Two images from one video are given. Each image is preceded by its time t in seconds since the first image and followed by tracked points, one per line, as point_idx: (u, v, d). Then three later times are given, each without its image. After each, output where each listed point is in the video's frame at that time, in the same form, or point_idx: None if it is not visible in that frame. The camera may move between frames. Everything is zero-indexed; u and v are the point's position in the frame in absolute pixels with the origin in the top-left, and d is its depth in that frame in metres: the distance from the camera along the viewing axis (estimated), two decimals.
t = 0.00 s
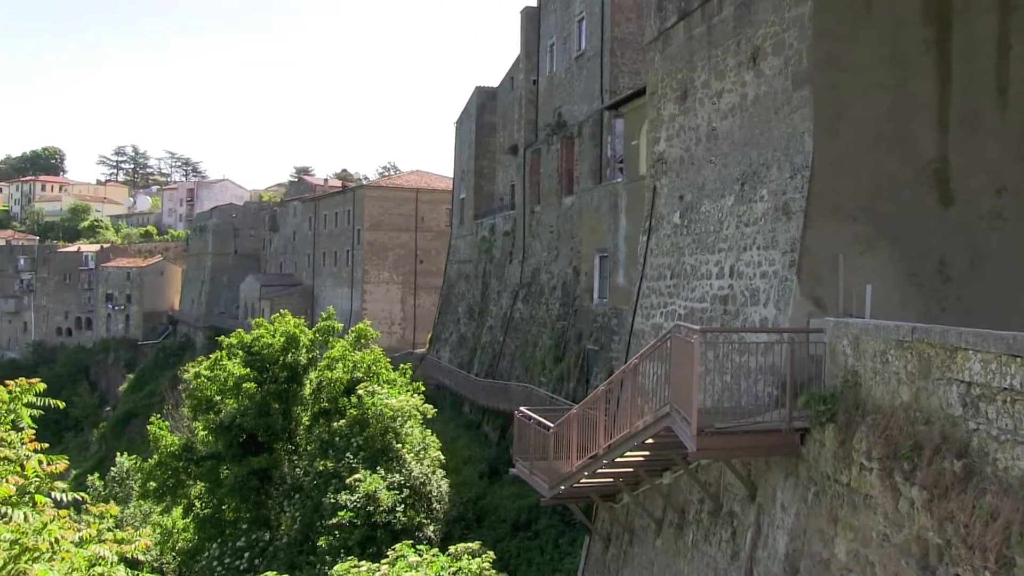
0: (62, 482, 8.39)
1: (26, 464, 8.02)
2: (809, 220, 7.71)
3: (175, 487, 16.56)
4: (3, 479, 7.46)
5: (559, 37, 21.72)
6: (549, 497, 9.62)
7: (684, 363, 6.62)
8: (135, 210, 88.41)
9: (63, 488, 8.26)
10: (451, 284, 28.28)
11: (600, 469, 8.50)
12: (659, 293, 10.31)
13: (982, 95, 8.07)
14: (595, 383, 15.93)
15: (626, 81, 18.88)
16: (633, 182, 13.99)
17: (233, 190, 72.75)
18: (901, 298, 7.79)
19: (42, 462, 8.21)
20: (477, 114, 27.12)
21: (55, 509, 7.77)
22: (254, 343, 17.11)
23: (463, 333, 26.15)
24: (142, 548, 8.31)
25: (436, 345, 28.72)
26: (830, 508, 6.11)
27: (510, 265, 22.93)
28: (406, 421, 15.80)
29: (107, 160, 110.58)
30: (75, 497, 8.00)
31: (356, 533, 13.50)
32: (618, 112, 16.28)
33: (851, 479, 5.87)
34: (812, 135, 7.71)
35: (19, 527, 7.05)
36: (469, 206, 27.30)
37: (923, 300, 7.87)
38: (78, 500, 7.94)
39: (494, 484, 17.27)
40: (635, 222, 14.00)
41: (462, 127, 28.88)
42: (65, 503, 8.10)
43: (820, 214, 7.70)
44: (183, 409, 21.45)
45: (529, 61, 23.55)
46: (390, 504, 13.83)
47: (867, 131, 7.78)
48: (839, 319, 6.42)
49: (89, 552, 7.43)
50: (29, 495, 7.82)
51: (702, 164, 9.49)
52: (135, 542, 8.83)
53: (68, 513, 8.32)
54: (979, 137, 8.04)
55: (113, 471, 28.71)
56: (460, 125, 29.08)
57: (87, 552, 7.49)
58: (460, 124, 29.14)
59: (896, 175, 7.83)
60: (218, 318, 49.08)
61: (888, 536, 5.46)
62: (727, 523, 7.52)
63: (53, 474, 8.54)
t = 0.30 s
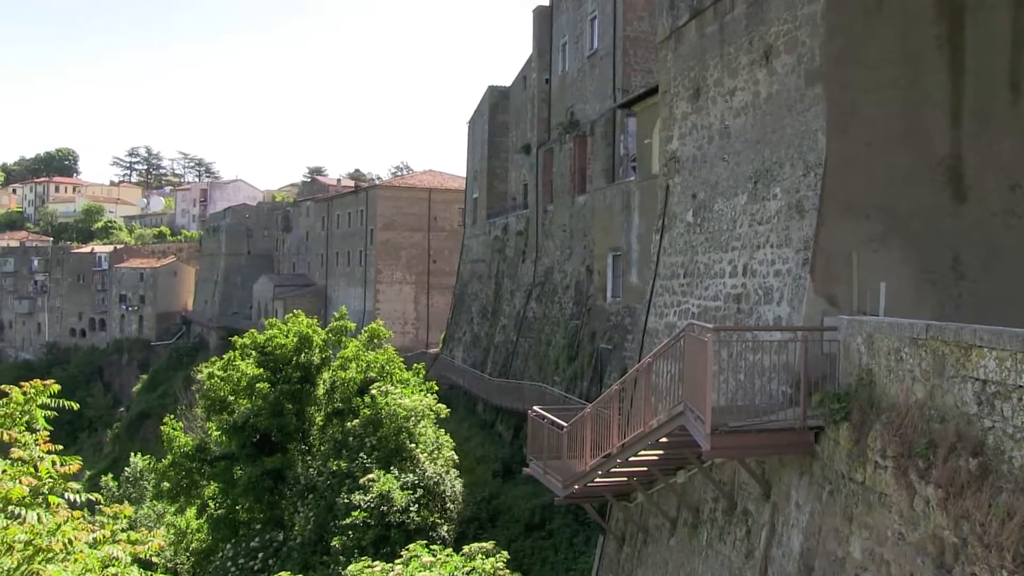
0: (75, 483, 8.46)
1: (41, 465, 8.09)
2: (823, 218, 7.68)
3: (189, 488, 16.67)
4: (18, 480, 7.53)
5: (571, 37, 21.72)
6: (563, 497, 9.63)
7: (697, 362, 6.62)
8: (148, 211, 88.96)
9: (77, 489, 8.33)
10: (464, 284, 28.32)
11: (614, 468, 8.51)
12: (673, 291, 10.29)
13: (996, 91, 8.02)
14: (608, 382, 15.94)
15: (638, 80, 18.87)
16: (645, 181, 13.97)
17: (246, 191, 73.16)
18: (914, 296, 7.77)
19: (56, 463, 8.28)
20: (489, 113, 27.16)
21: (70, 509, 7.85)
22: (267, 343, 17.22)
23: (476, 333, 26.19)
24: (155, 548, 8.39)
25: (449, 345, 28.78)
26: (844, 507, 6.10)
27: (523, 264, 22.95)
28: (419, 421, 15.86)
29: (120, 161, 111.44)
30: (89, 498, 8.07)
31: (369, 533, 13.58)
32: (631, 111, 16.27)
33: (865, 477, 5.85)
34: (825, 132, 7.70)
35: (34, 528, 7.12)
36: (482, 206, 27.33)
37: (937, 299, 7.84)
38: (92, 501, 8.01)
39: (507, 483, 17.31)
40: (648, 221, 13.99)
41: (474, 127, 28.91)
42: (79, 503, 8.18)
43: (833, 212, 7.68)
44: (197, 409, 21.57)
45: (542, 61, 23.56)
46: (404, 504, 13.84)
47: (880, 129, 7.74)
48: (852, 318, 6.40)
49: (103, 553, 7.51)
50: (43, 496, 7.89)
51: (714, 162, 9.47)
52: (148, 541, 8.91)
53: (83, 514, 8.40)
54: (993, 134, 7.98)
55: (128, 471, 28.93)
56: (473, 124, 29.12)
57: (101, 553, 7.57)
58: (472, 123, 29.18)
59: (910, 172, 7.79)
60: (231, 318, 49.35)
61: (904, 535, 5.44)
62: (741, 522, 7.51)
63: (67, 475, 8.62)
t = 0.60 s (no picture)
0: (87, 479, 8.51)
1: (54, 461, 8.14)
2: (835, 218, 7.65)
3: (201, 485, 16.78)
4: (31, 476, 7.58)
5: (583, 36, 21.68)
6: (573, 496, 9.63)
7: (708, 361, 6.60)
8: (160, 209, 89.38)
9: (89, 485, 8.38)
10: (475, 283, 28.33)
11: (624, 468, 8.50)
12: (683, 291, 10.26)
13: (1012, 90, 7.96)
14: (619, 381, 15.93)
15: (650, 79, 18.83)
16: (657, 181, 13.93)
17: (258, 189, 73.47)
18: (927, 295, 7.72)
19: (68, 459, 8.33)
20: (500, 113, 27.17)
21: (83, 506, 7.87)
22: (279, 342, 17.34)
23: (487, 332, 26.19)
24: (167, 545, 8.44)
25: (460, 344, 28.78)
26: (856, 508, 6.07)
27: (534, 264, 22.94)
28: (430, 420, 15.84)
29: (133, 160, 112.12)
30: (102, 494, 8.12)
31: (379, 531, 13.56)
32: (642, 110, 16.25)
33: (877, 478, 5.82)
34: (838, 131, 7.66)
35: (48, 524, 7.17)
36: (493, 205, 27.33)
37: (950, 298, 7.79)
38: (104, 498, 8.06)
39: (518, 483, 17.31)
40: (659, 220, 13.95)
41: (486, 126, 28.91)
42: (92, 500, 8.23)
43: (846, 212, 7.63)
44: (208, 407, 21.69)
45: (553, 60, 23.54)
46: (414, 502, 13.81)
47: (894, 128, 7.69)
48: (864, 318, 6.36)
49: (115, 549, 7.56)
50: (56, 492, 7.94)
51: (726, 161, 9.43)
52: (159, 538, 8.96)
53: (95, 511, 8.45)
54: (1008, 133, 7.93)
55: (140, 468, 29.10)
56: (484, 123, 29.12)
57: (112, 549, 7.61)
58: (483, 123, 29.17)
59: (924, 171, 7.74)
60: (243, 316, 49.58)
61: (916, 537, 5.41)
62: (752, 523, 7.48)
63: (79, 471, 8.68)
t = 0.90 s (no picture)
0: (103, 477, 8.57)
1: (71, 459, 8.20)
2: (852, 218, 7.60)
3: (216, 484, 16.86)
4: (49, 474, 7.63)
5: (598, 37, 21.66)
6: (587, 498, 9.61)
7: (723, 363, 6.59)
8: (176, 210, 89.97)
9: (105, 483, 8.43)
10: (489, 283, 28.35)
11: (639, 469, 8.47)
12: (699, 292, 10.22)
13: None
14: (633, 382, 15.90)
15: (665, 79, 18.78)
16: (671, 182, 13.89)
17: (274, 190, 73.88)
18: (945, 298, 7.65)
19: (85, 457, 8.39)
20: (516, 113, 27.20)
21: (99, 504, 7.92)
22: (294, 342, 17.41)
23: (501, 332, 26.20)
24: (181, 544, 8.49)
25: (475, 344, 28.81)
26: (872, 511, 6.02)
27: (549, 264, 22.92)
28: (444, 421, 15.87)
29: (149, 161, 112.99)
30: (117, 493, 8.17)
31: (393, 531, 13.55)
32: (657, 111, 16.21)
33: (894, 482, 5.78)
34: (855, 132, 7.61)
35: (65, 522, 7.22)
36: (508, 206, 27.33)
37: (968, 301, 7.72)
38: (120, 496, 8.10)
39: (532, 484, 17.29)
40: (674, 222, 13.90)
41: (500, 127, 28.92)
42: (108, 498, 8.28)
43: (862, 213, 7.58)
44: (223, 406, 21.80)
45: (568, 60, 23.53)
46: (428, 503, 13.81)
47: (911, 129, 7.64)
48: (881, 320, 6.32)
49: (131, 548, 7.61)
50: (72, 490, 7.99)
51: (741, 162, 9.39)
52: (174, 537, 9.01)
53: (111, 508, 8.50)
54: None
55: (155, 466, 29.29)
56: (498, 124, 29.14)
57: (128, 547, 7.66)
58: (498, 124, 29.19)
59: (942, 173, 7.69)
60: (259, 317, 49.85)
61: (933, 541, 5.37)
62: (767, 526, 7.44)
63: (96, 469, 8.73)
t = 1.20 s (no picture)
0: (117, 478, 8.62)
1: (86, 459, 8.25)
2: (867, 220, 7.57)
3: (229, 485, 16.98)
4: (65, 473, 7.69)
5: (611, 38, 21.64)
6: (600, 500, 9.60)
7: (737, 366, 6.55)
8: (191, 212, 90.53)
9: (120, 483, 8.48)
10: (502, 285, 28.36)
11: (652, 472, 8.45)
12: (712, 294, 10.18)
13: None
14: (647, 385, 15.88)
15: (678, 81, 18.75)
16: (685, 184, 13.85)
17: (288, 192, 74.29)
18: (960, 301, 7.59)
19: (100, 457, 8.44)
20: (529, 115, 27.22)
21: (113, 504, 7.97)
22: (307, 343, 17.50)
23: (514, 334, 26.20)
24: (195, 544, 8.53)
25: (488, 346, 28.82)
26: (887, 515, 5.98)
27: (562, 266, 22.91)
28: (456, 422, 15.79)
29: (164, 163, 113.80)
30: (132, 494, 8.22)
31: (406, 533, 13.55)
32: (670, 113, 16.19)
33: (909, 486, 5.74)
34: (869, 134, 7.58)
35: (81, 522, 7.27)
36: (521, 207, 27.34)
37: (985, 304, 7.64)
38: (134, 496, 8.15)
39: (545, 486, 17.29)
40: (687, 223, 13.87)
41: (513, 129, 28.94)
42: (123, 498, 8.33)
43: (877, 215, 7.55)
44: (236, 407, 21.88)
45: (581, 62, 23.52)
46: (441, 504, 13.82)
47: (925, 130, 7.60)
48: (896, 322, 6.28)
49: (145, 548, 7.65)
50: (87, 490, 8.04)
51: (755, 164, 9.34)
52: (187, 537, 9.06)
53: (126, 509, 8.56)
54: None
55: (169, 467, 29.45)
56: (511, 126, 29.15)
57: (143, 547, 7.71)
58: (511, 126, 29.20)
59: (957, 175, 7.65)
60: (273, 318, 50.10)
61: (950, 546, 5.33)
62: (781, 529, 7.40)
63: (110, 469, 8.79)
